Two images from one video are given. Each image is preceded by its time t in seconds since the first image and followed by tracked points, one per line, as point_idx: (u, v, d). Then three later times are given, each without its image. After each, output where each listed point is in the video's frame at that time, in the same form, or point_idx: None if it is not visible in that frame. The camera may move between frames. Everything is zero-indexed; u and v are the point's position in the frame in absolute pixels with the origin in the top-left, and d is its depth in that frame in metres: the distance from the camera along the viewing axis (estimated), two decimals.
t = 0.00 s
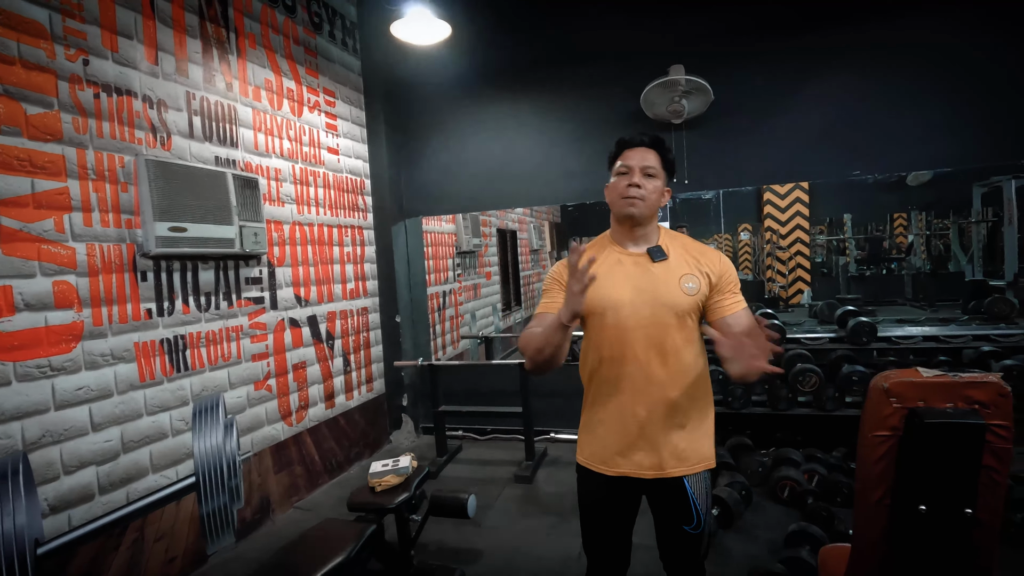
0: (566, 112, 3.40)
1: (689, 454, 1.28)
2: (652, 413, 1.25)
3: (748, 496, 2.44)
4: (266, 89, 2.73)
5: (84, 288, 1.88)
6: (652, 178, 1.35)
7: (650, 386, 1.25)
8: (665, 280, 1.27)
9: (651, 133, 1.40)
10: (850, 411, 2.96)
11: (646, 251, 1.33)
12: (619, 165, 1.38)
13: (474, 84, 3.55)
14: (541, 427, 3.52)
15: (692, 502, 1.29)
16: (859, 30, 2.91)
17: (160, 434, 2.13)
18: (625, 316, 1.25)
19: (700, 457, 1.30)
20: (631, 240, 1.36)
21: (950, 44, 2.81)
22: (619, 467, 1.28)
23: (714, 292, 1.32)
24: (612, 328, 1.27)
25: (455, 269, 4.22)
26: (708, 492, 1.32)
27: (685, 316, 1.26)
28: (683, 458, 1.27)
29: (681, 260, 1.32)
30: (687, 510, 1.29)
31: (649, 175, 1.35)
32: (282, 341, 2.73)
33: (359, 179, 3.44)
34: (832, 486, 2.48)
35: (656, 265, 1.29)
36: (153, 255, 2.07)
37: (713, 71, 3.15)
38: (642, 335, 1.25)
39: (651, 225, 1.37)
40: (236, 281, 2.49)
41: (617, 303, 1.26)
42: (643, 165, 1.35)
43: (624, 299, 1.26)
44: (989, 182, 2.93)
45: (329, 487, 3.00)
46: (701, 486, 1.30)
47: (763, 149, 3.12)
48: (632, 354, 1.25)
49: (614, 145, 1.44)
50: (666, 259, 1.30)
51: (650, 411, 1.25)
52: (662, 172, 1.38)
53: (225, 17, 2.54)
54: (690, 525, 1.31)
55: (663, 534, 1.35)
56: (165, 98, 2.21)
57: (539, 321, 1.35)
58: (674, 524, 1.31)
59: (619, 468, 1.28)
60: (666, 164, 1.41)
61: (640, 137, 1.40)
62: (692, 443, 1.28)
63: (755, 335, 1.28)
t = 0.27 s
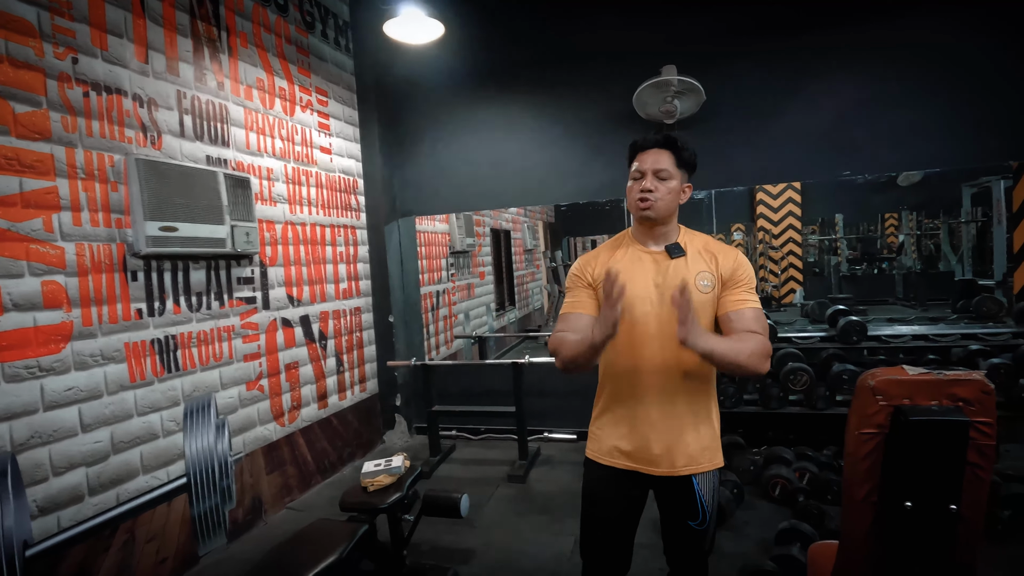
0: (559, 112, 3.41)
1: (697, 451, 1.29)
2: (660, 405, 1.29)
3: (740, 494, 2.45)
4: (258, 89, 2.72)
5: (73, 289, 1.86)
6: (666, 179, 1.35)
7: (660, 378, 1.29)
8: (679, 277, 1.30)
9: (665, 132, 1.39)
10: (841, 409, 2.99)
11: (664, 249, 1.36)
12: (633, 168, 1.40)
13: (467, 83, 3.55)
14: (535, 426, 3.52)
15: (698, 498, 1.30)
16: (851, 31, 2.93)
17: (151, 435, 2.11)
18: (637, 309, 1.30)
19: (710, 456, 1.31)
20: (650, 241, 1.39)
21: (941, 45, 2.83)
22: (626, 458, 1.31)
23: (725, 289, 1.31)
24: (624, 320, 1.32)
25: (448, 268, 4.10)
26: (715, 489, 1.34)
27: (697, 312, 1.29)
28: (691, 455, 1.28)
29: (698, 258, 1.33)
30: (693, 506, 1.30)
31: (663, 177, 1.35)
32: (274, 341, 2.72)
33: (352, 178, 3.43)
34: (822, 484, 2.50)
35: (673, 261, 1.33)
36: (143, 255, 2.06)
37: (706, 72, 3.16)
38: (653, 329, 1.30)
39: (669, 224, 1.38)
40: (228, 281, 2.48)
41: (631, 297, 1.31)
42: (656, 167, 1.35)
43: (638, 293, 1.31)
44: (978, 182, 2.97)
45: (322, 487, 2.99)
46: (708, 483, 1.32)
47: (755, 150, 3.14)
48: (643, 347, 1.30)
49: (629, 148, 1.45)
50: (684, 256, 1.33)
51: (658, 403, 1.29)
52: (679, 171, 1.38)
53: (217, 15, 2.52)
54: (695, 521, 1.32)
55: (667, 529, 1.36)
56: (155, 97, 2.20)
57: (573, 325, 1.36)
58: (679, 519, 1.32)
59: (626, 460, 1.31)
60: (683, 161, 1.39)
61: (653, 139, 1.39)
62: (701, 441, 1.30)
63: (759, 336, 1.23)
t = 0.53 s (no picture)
0: (555, 113, 3.41)
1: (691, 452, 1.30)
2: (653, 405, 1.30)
3: (735, 495, 2.46)
4: (253, 90, 2.71)
5: (67, 291, 1.86)
6: (670, 179, 1.35)
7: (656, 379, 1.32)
8: (679, 279, 1.31)
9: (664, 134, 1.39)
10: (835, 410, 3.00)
11: (668, 250, 1.37)
12: (636, 169, 1.40)
13: (463, 85, 3.55)
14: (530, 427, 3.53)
15: (694, 499, 1.31)
16: (844, 34, 2.96)
17: (145, 437, 2.11)
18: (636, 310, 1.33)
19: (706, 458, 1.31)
20: (656, 242, 1.39)
21: (933, 48, 2.85)
22: (619, 454, 1.34)
23: (724, 292, 1.28)
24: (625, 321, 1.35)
25: (445, 270, 4.23)
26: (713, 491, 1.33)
27: (695, 315, 1.29)
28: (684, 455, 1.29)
29: (701, 260, 1.33)
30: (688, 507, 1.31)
31: (666, 177, 1.35)
32: (268, 343, 2.72)
33: (347, 180, 3.43)
34: (816, 484, 2.51)
35: (675, 263, 1.33)
36: (137, 257, 2.05)
37: (701, 74, 3.17)
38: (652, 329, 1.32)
39: (676, 223, 1.38)
40: (222, 283, 2.47)
41: (631, 299, 1.33)
42: (658, 168, 1.35)
43: (638, 296, 1.33)
44: (971, 184, 3.13)
45: (318, 489, 2.99)
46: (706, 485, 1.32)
47: (750, 151, 3.16)
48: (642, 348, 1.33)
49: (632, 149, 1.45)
50: (686, 258, 1.33)
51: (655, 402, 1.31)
52: (682, 170, 1.37)
53: (211, 17, 2.52)
54: (691, 522, 1.32)
55: (664, 529, 1.37)
56: (149, 98, 2.19)
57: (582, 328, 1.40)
58: (675, 519, 1.34)
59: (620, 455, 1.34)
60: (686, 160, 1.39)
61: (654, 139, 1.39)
62: (697, 442, 1.30)
63: (752, 347, 1.20)
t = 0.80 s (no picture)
0: (552, 114, 3.42)
1: (685, 454, 1.30)
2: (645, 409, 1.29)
3: (732, 496, 2.46)
4: (250, 90, 2.71)
5: (62, 290, 1.85)
6: (657, 179, 1.35)
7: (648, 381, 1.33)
8: (665, 281, 1.30)
9: (653, 134, 1.40)
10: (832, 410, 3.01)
11: (656, 251, 1.36)
12: (624, 171, 1.41)
13: (461, 86, 3.56)
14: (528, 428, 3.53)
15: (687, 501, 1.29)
16: (841, 36, 2.97)
17: (141, 438, 2.10)
18: (625, 312, 1.33)
19: (700, 460, 1.31)
20: (645, 242, 1.39)
21: (929, 50, 2.87)
22: (614, 455, 1.34)
23: (713, 293, 1.26)
24: (615, 324, 1.36)
25: (442, 271, 4.25)
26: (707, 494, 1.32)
27: (681, 317, 1.29)
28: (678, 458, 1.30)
29: (688, 261, 1.31)
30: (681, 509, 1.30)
31: (654, 177, 1.35)
32: (265, 343, 2.71)
33: (344, 180, 3.43)
34: (813, 485, 2.52)
35: (661, 265, 1.33)
36: (133, 257, 2.05)
37: (699, 75, 3.18)
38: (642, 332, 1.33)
39: (665, 223, 1.37)
40: (219, 283, 2.47)
41: (618, 301, 1.34)
42: (646, 168, 1.36)
43: (623, 298, 1.34)
44: (967, 186, 3.19)
45: (315, 490, 2.98)
46: (699, 488, 1.30)
47: (747, 152, 3.16)
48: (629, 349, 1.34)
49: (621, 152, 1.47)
50: (673, 260, 1.32)
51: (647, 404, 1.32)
52: (670, 170, 1.37)
53: (209, 17, 2.52)
54: (685, 525, 1.31)
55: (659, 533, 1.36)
56: (146, 98, 2.19)
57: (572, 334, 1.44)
58: (669, 522, 1.33)
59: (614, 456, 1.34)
60: (674, 161, 1.39)
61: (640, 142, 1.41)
62: (691, 444, 1.30)
63: (736, 350, 1.19)
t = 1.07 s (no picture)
0: (552, 116, 3.42)
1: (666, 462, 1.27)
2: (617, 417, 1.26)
3: (732, 498, 2.46)
4: (250, 92, 2.71)
5: (63, 293, 1.85)
6: (597, 188, 1.33)
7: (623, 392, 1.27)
8: (636, 289, 1.24)
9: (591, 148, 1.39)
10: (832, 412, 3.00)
11: (623, 259, 1.30)
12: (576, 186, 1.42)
13: (460, 87, 3.56)
14: (528, 430, 3.52)
15: (667, 509, 1.27)
16: (840, 38, 2.97)
17: (141, 440, 2.10)
18: (596, 321, 1.28)
19: (677, 468, 1.27)
20: (609, 251, 1.35)
21: (927, 51, 2.88)
22: (587, 464, 1.32)
23: (687, 300, 1.21)
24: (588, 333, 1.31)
25: (442, 272, 4.23)
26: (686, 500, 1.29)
27: (654, 326, 1.23)
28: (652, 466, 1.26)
29: (660, 267, 1.25)
30: (662, 518, 1.27)
31: (593, 187, 1.34)
32: (266, 345, 2.72)
33: (344, 182, 3.43)
34: (814, 487, 2.51)
35: (632, 272, 1.26)
36: (134, 259, 2.05)
37: (698, 77, 3.19)
38: (613, 341, 1.27)
39: (620, 229, 1.33)
40: (219, 285, 2.47)
41: (588, 310, 1.29)
42: (586, 180, 1.35)
43: (593, 307, 1.29)
44: (968, 186, 3.14)
45: (315, 492, 2.98)
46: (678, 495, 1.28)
47: (746, 154, 3.16)
48: (603, 360, 1.30)
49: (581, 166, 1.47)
50: (643, 267, 1.26)
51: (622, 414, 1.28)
52: (613, 175, 1.33)
53: (209, 19, 2.52)
54: (666, 532, 1.29)
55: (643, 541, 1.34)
56: (146, 101, 2.19)
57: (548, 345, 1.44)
58: (651, 531, 1.30)
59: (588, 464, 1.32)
60: (620, 164, 1.34)
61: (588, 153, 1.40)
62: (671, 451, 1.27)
63: (723, 359, 1.16)
